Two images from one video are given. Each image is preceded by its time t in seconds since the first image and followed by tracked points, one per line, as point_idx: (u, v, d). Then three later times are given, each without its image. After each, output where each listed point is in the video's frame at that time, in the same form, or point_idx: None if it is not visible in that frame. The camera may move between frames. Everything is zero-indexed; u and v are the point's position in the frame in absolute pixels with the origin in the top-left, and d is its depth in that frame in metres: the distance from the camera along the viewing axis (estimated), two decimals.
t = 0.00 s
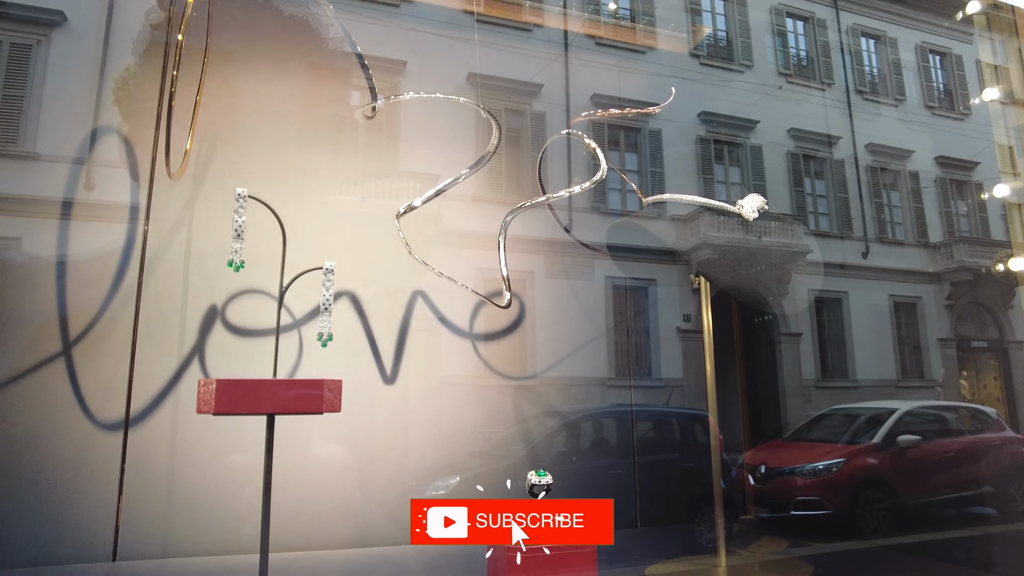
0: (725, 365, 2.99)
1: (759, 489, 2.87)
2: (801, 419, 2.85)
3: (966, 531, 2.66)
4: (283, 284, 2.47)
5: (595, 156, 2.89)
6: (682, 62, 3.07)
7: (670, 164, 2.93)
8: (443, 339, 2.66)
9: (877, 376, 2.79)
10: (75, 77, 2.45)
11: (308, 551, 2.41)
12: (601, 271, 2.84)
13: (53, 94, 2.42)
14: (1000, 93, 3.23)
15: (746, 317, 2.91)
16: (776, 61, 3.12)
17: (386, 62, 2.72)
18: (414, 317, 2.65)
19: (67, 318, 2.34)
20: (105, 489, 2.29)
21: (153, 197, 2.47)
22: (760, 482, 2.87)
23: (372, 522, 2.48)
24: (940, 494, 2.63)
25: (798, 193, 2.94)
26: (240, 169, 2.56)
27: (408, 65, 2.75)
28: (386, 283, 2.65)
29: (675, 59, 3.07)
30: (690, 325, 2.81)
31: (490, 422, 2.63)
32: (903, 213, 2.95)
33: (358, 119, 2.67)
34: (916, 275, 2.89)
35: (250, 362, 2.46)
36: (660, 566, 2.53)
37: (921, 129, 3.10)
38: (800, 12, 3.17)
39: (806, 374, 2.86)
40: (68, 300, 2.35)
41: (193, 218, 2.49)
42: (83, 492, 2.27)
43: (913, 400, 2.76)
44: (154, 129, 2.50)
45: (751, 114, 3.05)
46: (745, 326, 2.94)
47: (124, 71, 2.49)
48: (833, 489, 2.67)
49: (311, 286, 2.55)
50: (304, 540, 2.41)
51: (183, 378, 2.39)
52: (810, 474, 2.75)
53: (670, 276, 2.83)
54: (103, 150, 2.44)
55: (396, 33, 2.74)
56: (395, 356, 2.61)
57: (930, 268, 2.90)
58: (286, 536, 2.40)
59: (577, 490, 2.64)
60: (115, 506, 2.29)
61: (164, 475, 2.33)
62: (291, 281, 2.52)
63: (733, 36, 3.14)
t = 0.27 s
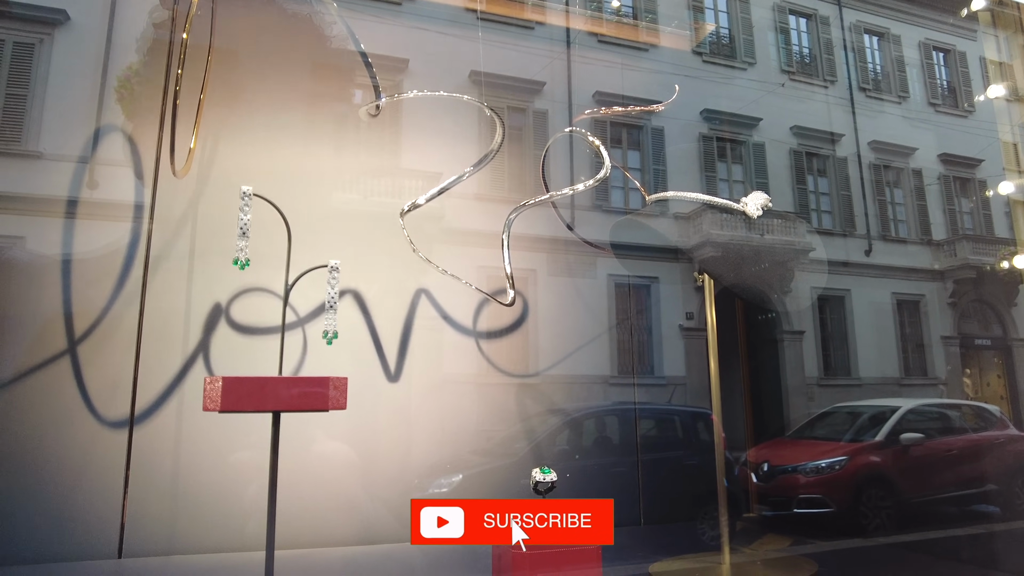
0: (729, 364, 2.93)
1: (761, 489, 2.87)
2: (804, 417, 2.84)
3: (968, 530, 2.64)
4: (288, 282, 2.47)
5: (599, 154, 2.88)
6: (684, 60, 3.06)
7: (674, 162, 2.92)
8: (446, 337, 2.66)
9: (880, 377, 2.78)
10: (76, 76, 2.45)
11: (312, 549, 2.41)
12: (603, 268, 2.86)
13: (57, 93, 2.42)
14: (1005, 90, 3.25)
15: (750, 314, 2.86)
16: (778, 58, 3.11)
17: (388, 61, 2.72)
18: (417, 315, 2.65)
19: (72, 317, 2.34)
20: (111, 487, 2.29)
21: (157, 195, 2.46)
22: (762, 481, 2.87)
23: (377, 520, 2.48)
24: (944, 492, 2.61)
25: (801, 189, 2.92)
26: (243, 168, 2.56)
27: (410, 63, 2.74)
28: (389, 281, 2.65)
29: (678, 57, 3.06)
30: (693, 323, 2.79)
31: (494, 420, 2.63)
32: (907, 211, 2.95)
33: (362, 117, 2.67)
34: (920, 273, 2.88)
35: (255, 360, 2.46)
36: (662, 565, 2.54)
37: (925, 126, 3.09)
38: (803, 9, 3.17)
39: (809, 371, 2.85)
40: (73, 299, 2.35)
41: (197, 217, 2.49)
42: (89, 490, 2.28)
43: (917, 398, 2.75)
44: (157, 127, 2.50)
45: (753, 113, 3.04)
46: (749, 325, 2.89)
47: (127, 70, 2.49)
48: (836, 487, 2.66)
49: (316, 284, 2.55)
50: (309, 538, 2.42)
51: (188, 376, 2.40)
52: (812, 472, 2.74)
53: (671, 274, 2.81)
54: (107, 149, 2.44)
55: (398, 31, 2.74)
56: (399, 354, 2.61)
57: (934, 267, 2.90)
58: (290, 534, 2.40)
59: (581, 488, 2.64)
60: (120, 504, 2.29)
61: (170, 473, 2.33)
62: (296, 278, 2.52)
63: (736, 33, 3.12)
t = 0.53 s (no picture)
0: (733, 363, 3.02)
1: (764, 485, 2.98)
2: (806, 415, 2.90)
3: (971, 531, 2.59)
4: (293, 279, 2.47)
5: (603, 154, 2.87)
6: (687, 57, 3.07)
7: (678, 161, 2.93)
8: (449, 335, 2.66)
9: (882, 375, 2.78)
10: (79, 74, 2.45)
11: (316, 546, 2.42)
12: (606, 267, 2.85)
13: (60, 91, 2.42)
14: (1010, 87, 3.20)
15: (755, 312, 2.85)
16: (780, 55, 3.10)
17: (391, 59, 2.71)
18: (420, 313, 2.65)
19: (77, 314, 2.34)
20: (116, 484, 2.29)
21: (161, 193, 2.47)
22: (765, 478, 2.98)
23: (381, 517, 2.48)
24: (947, 492, 2.55)
25: (804, 187, 2.92)
26: (246, 166, 2.56)
27: (412, 61, 2.74)
28: (392, 279, 2.65)
29: (681, 54, 3.06)
30: (695, 321, 2.79)
31: (497, 418, 2.64)
32: (910, 209, 2.93)
33: (366, 114, 2.67)
34: (921, 270, 2.87)
35: (259, 358, 2.46)
36: (664, 563, 2.47)
37: (928, 123, 3.07)
38: (805, 7, 3.18)
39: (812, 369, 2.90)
40: (78, 296, 2.36)
41: (202, 215, 2.49)
42: (94, 487, 2.28)
43: (919, 396, 2.74)
44: (161, 126, 2.51)
45: (757, 109, 3.05)
46: (754, 324, 2.96)
47: (130, 68, 2.49)
48: (836, 486, 2.67)
49: (320, 281, 2.55)
50: (313, 534, 2.42)
51: (193, 374, 2.40)
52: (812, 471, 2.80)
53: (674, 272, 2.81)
54: (110, 147, 2.45)
55: (400, 29, 2.74)
56: (403, 352, 2.61)
57: (936, 265, 2.89)
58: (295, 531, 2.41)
59: (584, 485, 2.64)
60: (126, 501, 2.29)
61: (174, 470, 2.34)
62: (300, 276, 2.53)
63: (739, 30, 3.11)
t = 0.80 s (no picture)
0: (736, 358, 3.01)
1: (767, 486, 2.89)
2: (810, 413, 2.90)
3: (974, 527, 2.62)
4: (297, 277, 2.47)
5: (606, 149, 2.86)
6: (690, 55, 3.06)
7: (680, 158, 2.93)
8: (452, 333, 2.66)
9: (888, 372, 2.80)
10: (82, 73, 2.45)
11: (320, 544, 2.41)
12: (608, 265, 2.83)
13: (64, 89, 2.42)
14: (1016, 83, 3.21)
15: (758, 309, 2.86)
16: (782, 53, 3.10)
17: (393, 57, 2.71)
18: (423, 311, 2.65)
19: (82, 313, 2.35)
20: (121, 482, 2.30)
21: (165, 191, 2.47)
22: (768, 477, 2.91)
23: (384, 515, 2.48)
24: (948, 488, 2.60)
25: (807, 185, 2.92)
26: (249, 164, 2.56)
27: (414, 59, 2.74)
28: (396, 277, 2.64)
29: (684, 52, 3.06)
30: (698, 319, 2.80)
31: (500, 416, 2.63)
32: (913, 206, 2.93)
33: (369, 111, 2.68)
34: (925, 268, 2.88)
35: (263, 356, 2.46)
36: (668, 560, 2.48)
37: (931, 121, 3.08)
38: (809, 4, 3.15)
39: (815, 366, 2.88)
40: (83, 294, 2.36)
41: (206, 213, 2.49)
42: (99, 485, 2.29)
43: (923, 394, 2.75)
44: (165, 123, 2.50)
45: (759, 107, 3.04)
46: (757, 321, 2.91)
47: (132, 66, 2.49)
48: (841, 483, 2.66)
49: (325, 278, 2.56)
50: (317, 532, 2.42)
51: (197, 372, 2.40)
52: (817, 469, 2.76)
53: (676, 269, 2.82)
54: (114, 146, 2.45)
55: (402, 27, 2.73)
56: (407, 350, 2.61)
57: (940, 262, 2.89)
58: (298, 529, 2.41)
59: (588, 483, 2.64)
60: (131, 499, 2.30)
61: (179, 468, 2.34)
62: (305, 274, 2.53)
63: (741, 28, 3.10)
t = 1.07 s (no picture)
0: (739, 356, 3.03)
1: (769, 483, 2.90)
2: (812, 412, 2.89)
3: (977, 525, 2.62)
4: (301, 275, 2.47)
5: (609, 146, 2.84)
6: (693, 53, 3.04)
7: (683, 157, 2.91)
8: (454, 331, 2.66)
9: (890, 370, 2.79)
10: (85, 71, 2.45)
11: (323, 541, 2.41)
12: (610, 263, 2.83)
13: (68, 88, 2.43)
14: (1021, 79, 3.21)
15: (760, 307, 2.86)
16: (785, 50, 3.09)
17: (395, 55, 2.71)
18: (426, 309, 2.65)
19: (86, 310, 2.35)
20: (126, 480, 2.30)
21: (169, 189, 2.47)
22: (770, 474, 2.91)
23: (388, 513, 2.48)
24: (951, 487, 2.61)
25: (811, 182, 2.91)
26: (252, 162, 2.56)
27: (416, 57, 2.73)
28: (398, 275, 2.64)
29: (686, 49, 3.05)
30: (700, 317, 2.81)
31: (503, 414, 2.64)
32: (916, 204, 2.93)
33: (372, 109, 2.68)
34: (928, 265, 2.87)
35: (267, 354, 2.46)
36: (671, 558, 2.44)
37: (935, 119, 3.08)
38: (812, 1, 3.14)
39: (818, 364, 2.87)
40: (87, 293, 2.37)
41: (209, 211, 2.49)
42: (104, 482, 2.29)
43: (925, 392, 2.75)
44: (169, 122, 2.51)
45: (761, 105, 3.03)
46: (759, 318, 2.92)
47: (135, 65, 2.49)
48: (843, 482, 2.66)
49: (329, 277, 2.55)
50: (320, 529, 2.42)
51: (201, 370, 2.40)
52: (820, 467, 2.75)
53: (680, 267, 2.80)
54: (118, 144, 2.45)
55: (404, 25, 2.73)
56: (410, 348, 2.61)
57: (943, 260, 2.89)
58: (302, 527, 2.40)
59: (591, 481, 2.64)
60: (136, 496, 2.30)
61: (183, 466, 2.34)
62: (310, 272, 2.54)
63: (744, 25, 3.10)
